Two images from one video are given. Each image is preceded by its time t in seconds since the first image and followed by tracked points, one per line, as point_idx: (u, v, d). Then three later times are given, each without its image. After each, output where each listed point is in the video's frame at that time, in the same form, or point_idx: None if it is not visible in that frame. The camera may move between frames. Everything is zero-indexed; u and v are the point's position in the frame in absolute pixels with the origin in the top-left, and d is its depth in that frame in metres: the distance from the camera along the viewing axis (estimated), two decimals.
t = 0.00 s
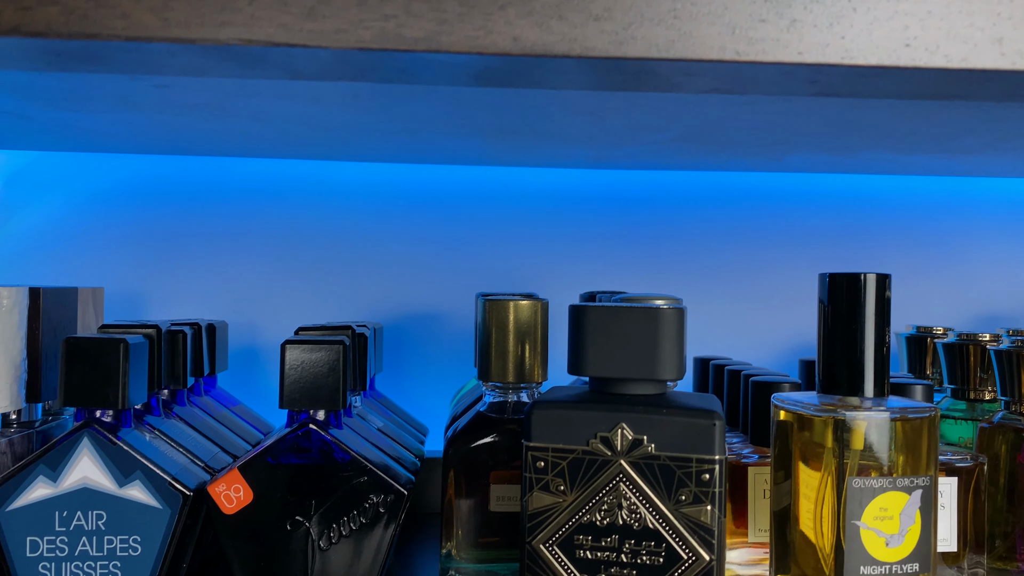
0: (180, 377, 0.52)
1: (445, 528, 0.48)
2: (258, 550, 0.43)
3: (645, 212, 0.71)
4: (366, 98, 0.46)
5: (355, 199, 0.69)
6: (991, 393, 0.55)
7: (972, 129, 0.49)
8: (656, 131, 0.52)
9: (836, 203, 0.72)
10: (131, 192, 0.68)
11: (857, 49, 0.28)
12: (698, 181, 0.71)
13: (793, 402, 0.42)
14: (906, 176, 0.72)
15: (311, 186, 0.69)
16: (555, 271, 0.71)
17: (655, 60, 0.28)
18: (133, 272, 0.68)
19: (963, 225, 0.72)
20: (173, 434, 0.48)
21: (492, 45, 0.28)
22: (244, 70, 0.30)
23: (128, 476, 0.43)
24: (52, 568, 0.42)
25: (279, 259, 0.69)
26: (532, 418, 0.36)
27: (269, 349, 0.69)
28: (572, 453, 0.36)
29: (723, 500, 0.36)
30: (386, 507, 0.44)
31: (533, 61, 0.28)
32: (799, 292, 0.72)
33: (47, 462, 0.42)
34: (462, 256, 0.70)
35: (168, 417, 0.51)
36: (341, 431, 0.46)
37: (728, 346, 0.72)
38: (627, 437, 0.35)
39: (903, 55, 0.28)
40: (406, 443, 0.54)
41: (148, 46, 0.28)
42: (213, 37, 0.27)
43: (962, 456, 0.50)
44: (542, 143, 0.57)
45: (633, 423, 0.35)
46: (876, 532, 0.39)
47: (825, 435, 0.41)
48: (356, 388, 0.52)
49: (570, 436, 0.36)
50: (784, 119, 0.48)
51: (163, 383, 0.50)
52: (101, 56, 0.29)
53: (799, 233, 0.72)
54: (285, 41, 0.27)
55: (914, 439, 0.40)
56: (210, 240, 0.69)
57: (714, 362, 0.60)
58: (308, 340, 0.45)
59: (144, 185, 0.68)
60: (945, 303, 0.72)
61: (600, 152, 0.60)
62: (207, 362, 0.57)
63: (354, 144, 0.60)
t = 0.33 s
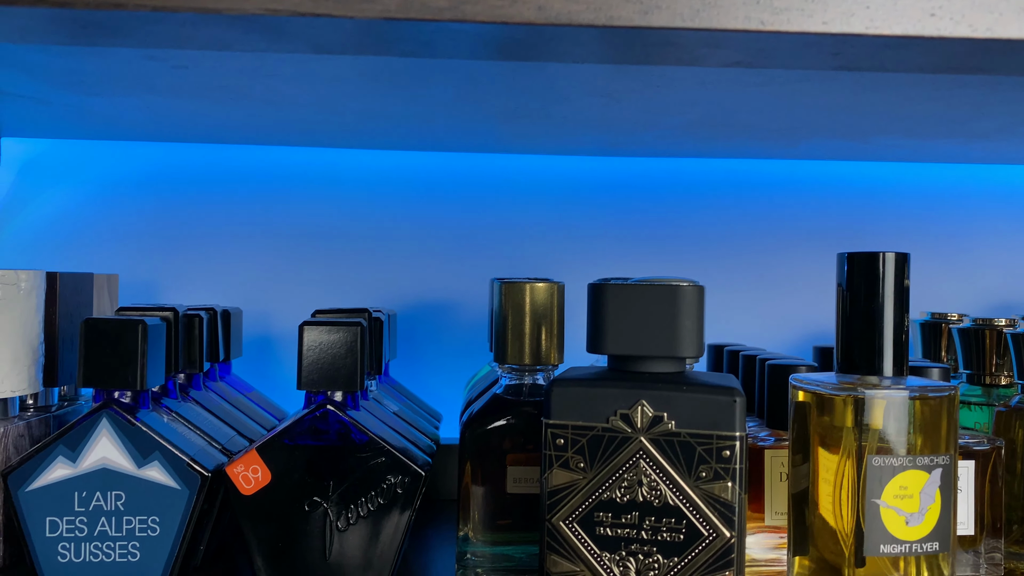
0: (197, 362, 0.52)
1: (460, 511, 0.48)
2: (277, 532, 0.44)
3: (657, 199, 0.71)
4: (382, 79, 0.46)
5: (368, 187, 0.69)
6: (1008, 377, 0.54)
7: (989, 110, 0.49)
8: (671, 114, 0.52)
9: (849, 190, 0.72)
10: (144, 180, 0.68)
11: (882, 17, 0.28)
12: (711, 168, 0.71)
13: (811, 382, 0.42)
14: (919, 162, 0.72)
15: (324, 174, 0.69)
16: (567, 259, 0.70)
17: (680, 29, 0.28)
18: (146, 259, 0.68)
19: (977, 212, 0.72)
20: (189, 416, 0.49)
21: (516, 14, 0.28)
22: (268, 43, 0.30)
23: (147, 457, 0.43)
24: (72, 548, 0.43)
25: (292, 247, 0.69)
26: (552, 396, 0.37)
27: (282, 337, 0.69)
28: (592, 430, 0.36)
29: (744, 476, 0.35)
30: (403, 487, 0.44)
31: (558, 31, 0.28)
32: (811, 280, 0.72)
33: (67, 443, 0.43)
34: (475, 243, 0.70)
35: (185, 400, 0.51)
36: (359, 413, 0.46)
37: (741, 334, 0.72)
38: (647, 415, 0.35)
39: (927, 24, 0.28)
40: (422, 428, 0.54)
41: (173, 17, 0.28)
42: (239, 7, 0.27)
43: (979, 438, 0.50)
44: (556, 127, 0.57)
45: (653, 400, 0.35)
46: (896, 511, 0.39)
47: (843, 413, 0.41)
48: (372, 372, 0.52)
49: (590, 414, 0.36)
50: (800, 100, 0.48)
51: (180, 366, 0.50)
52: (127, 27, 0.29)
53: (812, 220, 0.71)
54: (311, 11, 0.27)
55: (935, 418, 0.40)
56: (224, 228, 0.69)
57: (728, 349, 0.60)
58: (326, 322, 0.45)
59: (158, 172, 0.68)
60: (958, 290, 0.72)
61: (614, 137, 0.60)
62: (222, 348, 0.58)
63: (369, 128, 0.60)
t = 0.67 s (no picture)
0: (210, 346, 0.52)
1: (475, 494, 0.48)
2: (293, 512, 0.44)
3: (668, 186, 0.71)
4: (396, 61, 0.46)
5: (379, 174, 0.69)
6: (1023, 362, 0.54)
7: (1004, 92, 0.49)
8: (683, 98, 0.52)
9: (861, 177, 0.71)
10: (156, 168, 0.68)
11: None
12: (722, 156, 0.71)
13: (828, 363, 0.42)
14: (931, 149, 0.71)
15: (335, 161, 0.69)
16: (578, 247, 0.70)
17: None
18: (158, 247, 0.68)
19: (988, 199, 0.72)
20: (204, 399, 0.49)
21: None
22: (290, 14, 0.30)
23: (163, 438, 0.43)
24: (89, 529, 0.43)
25: (303, 235, 0.69)
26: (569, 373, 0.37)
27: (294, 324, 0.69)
28: (609, 407, 0.36)
29: (762, 453, 0.35)
30: (418, 468, 0.44)
31: None
32: (822, 267, 0.72)
33: (84, 423, 0.43)
34: (486, 231, 0.70)
35: (199, 383, 0.51)
36: (374, 394, 0.46)
37: (751, 321, 0.71)
38: (665, 391, 0.35)
39: None
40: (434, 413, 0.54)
41: None
42: None
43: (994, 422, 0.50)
44: (570, 106, 0.57)
45: (671, 377, 0.35)
46: (913, 489, 0.39)
47: (860, 392, 0.41)
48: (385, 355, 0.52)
49: (607, 391, 0.36)
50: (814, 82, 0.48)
51: (194, 349, 0.50)
52: None
53: (823, 208, 0.71)
54: None
55: (952, 396, 0.40)
56: (235, 216, 0.69)
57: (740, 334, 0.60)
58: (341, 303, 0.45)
59: (169, 160, 0.68)
60: (969, 277, 0.72)
61: (627, 119, 0.61)
62: (235, 334, 0.58)
63: (382, 111, 0.60)
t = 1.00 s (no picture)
0: (224, 326, 0.53)
1: (488, 474, 0.48)
2: (308, 490, 0.44)
3: (678, 172, 0.71)
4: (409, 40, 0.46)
5: (390, 160, 0.69)
6: None
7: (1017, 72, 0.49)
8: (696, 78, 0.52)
9: (870, 164, 0.72)
10: (167, 154, 0.68)
11: None
12: (733, 141, 0.71)
13: (843, 339, 0.42)
14: (941, 135, 0.72)
15: (346, 147, 0.69)
16: (589, 233, 0.70)
17: None
18: (170, 233, 0.69)
19: (999, 185, 0.72)
20: (217, 378, 0.49)
21: None
22: None
23: (178, 415, 0.43)
24: (105, 506, 0.43)
25: (314, 221, 0.69)
26: (585, 347, 0.37)
27: (305, 310, 0.69)
28: (626, 381, 0.36)
29: (780, 425, 0.35)
30: (433, 445, 0.44)
31: None
32: (832, 253, 0.72)
33: (99, 401, 0.43)
34: (497, 217, 0.70)
35: (212, 364, 0.51)
36: (388, 373, 0.46)
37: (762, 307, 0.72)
38: (682, 364, 0.35)
39: None
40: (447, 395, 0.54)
41: None
42: None
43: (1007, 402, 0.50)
44: (582, 85, 0.58)
45: (688, 350, 0.35)
46: (930, 464, 0.39)
47: (876, 368, 0.41)
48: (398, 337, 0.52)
49: (623, 363, 0.36)
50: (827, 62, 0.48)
51: (208, 330, 0.50)
52: None
53: (833, 193, 0.71)
54: None
55: (969, 370, 0.40)
56: (246, 202, 0.69)
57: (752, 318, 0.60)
58: (355, 282, 0.45)
59: (180, 146, 0.68)
60: (980, 263, 0.72)
61: (639, 100, 0.61)
62: (247, 317, 0.58)
63: (394, 92, 0.60)
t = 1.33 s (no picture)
0: (232, 311, 0.53)
1: (496, 458, 0.48)
2: (316, 472, 0.44)
3: (684, 162, 0.71)
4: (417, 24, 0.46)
5: (396, 150, 0.69)
6: None
7: None
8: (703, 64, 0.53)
9: (876, 152, 0.72)
10: (174, 143, 0.69)
11: None
12: (738, 131, 0.71)
13: (851, 322, 0.43)
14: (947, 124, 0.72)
15: (353, 137, 0.69)
16: (595, 222, 0.71)
17: None
18: (177, 222, 0.69)
19: (1005, 174, 0.72)
20: (225, 363, 0.49)
21: None
22: None
23: (188, 398, 0.43)
24: (114, 488, 0.43)
25: (320, 210, 0.69)
26: (593, 327, 0.37)
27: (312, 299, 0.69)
28: (634, 360, 0.36)
29: (788, 405, 0.35)
30: (441, 428, 0.44)
31: None
32: (838, 242, 0.72)
33: (110, 383, 0.43)
34: (503, 206, 0.70)
35: (221, 349, 0.51)
36: (396, 357, 0.46)
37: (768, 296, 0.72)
38: (690, 343, 0.36)
39: None
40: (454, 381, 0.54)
41: None
42: None
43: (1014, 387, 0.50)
44: (588, 71, 0.58)
45: (696, 329, 0.35)
46: (937, 444, 0.39)
47: (884, 348, 0.41)
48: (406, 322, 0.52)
49: (632, 343, 0.36)
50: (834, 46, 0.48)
51: (216, 315, 0.50)
52: None
53: (838, 183, 0.72)
54: None
55: (977, 351, 0.40)
56: (253, 191, 0.69)
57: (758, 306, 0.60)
58: (363, 266, 0.45)
59: (188, 135, 0.69)
60: (986, 252, 0.72)
61: (644, 86, 0.61)
62: (255, 305, 0.58)
63: (401, 79, 0.60)
